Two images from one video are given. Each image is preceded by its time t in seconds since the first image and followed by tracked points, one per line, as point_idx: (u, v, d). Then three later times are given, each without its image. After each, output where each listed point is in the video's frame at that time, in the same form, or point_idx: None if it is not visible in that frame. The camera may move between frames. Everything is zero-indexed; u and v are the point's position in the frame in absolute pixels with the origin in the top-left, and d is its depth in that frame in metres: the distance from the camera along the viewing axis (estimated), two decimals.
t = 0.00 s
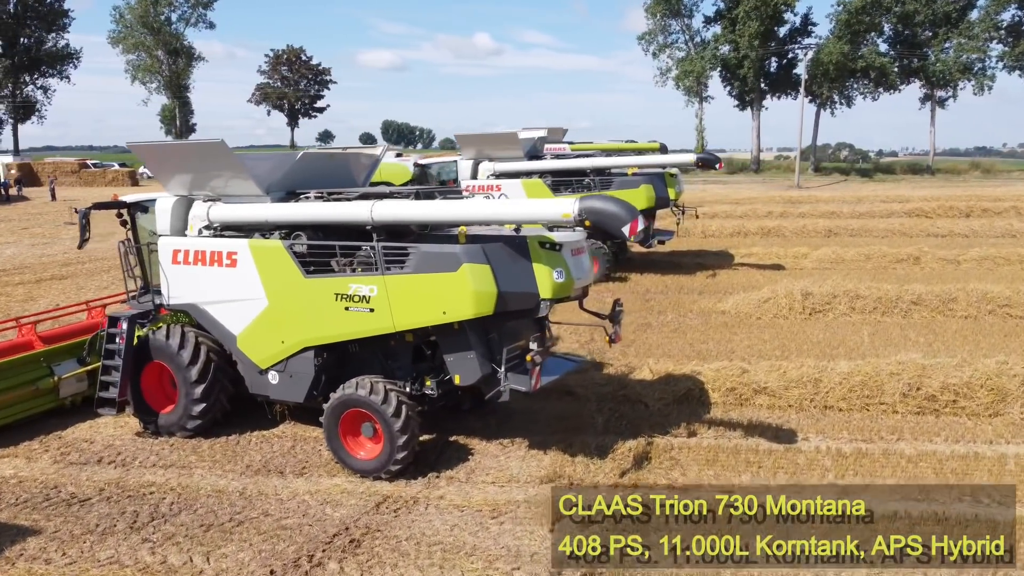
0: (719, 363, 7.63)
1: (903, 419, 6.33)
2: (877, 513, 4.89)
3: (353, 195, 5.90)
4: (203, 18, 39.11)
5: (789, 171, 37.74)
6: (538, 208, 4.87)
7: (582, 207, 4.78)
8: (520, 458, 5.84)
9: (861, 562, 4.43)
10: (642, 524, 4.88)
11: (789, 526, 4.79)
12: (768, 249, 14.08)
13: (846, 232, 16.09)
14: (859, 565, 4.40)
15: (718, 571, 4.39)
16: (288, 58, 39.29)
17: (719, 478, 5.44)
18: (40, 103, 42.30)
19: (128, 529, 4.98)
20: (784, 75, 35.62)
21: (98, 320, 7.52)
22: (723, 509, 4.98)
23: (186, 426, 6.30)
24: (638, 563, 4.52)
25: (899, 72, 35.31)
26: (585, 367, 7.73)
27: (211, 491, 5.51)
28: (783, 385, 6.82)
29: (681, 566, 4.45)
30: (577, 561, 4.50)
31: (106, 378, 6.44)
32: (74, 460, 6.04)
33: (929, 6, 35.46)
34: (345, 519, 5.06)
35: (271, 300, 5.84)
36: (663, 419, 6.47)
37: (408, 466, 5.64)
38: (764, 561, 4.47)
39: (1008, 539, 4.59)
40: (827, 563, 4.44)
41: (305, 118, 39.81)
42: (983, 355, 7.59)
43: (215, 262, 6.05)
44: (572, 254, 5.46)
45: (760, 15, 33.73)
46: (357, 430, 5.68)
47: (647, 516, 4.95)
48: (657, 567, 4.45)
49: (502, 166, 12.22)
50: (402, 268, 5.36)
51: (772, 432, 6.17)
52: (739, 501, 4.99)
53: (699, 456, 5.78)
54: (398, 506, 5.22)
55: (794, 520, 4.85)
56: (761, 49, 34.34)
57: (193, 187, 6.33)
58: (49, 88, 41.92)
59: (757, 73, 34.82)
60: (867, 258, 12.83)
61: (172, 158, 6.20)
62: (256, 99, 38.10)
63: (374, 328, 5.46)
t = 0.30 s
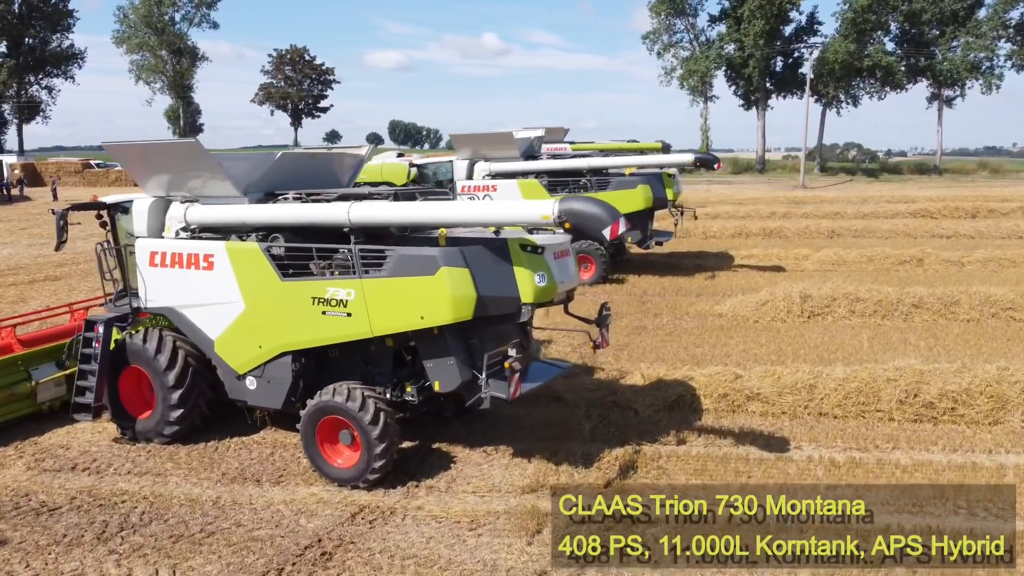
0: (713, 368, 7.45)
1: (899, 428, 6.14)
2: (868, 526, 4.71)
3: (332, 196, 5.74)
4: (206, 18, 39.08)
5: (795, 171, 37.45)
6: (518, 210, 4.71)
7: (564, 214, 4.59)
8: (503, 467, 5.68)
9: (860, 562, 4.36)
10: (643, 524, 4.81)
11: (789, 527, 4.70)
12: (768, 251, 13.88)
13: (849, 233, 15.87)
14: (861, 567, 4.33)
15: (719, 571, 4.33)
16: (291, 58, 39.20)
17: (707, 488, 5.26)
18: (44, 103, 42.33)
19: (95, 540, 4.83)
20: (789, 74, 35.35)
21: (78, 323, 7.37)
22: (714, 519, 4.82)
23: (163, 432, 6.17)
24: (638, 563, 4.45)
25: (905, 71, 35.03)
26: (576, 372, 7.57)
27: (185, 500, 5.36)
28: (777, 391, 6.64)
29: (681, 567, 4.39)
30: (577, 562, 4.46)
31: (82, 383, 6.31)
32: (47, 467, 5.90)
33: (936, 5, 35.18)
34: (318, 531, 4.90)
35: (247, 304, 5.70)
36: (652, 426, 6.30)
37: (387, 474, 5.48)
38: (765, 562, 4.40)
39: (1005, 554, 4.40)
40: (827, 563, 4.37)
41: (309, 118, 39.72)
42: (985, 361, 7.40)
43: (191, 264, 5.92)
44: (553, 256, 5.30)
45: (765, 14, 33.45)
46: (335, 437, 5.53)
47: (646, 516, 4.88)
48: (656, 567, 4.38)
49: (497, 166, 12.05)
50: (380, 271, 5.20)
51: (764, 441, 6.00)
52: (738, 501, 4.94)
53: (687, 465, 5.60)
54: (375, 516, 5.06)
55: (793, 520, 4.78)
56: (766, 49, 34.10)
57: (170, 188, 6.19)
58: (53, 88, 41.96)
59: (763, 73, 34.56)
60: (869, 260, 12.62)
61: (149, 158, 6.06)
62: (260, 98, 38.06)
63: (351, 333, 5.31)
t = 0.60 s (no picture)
0: (706, 373, 7.27)
1: (896, 437, 5.94)
2: (860, 541, 4.52)
3: (311, 197, 5.59)
4: (211, 18, 39.07)
5: (801, 171, 37.16)
6: (496, 212, 4.54)
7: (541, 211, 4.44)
8: (485, 476, 5.51)
9: None
10: (624, 540, 4.62)
11: (775, 544, 4.50)
12: (770, 252, 13.67)
13: (853, 234, 15.64)
14: None
15: None
16: (295, 58, 39.13)
17: (694, 499, 5.09)
18: (50, 103, 42.39)
19: (61, 552, 4.69)
20: (796, 73, 35.06)
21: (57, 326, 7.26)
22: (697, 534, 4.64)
23: (141, 438, 6.03)
24: None
25: (913, 70, 34.72)
26: (566, 377, 7.40)
27: (157, 509, 5.22)
28: (771, 398, 6.45)
29: None
30: None
31: (59, 388, 6.18)
32: (21, 474, 5.77)
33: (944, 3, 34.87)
34: (291, 542, 4.75)
35: (224, 308, 5.56)
36: (641, 434, 6.13)
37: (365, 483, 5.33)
38: None
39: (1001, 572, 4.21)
40: None
41: (313, 118, 39.66)
42: (986, 368, 7.19)
43: (168, 267, 5.78)
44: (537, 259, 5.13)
45: (771, 14, 33.13)
46: (312, 445, 5.38)
47: (628, 534, 4.68)
48: None
49: (494, 166, 11.91)
50: (356, 275, 5.05)
51: (755, 449, 5.82)
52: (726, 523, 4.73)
53: (675, 475, 5.42)
54: (350, 527, 4.90)
55: (781, 538, 4.57)
56: (772, 48, 33.87)
57: (149, 188, 6.06)
58: (59, 88, 42.02)
59: (769, 72, 34.31)
60: (872, 262, 12.40)
61: (127, 158, 5.93)
62: (264, 98, 38.04)
63: (329, 338, 5.16)
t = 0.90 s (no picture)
0: (701, 379, 7.09)
1: (894, 446, 5.75)
2: (852, 556, 4.35)
3: (289, 198, 5.44)
4: (216, 18, 39.06)
5: (807, 171, 36.86)
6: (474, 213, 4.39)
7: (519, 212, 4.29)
8: (468, 486, 5.35)
9: None
10: (607, 554, 4.46)
11: (763, 560, 4.32)
12: (772, 254, 13.47)
13: (858, 236, 15.41)
14: None
15: None
16: (300, 58, 39.06)
17: (682, 511, 4.92)
18: (56, 103, 42.46)
19: (27, 563, 4.56)
20: (803, 72, 34.77)
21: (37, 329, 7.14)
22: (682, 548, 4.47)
23: (118, 445, 5.89)
24: None
25: (921, 69, 34.40)
26: (557, 383, 7.23)
27: (130, 518, 5.08)
28: (765, 405, 6.27)
29: None
30: None
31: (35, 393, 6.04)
32: None
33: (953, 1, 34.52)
34: (264, 555, 4.61)
35: (201, 312, 5.41)
36: (631, 442, 5.96)
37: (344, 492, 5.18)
38: None
39: None
40: None
41: (317, 118, 39.61)
42: (990, 374, 6.99)
43: (145, 270, 5.64)
44: (518, 263, 4.97)
45: (778, 10, 33.02)
46: (289, 453, 5.23)
47: (611, 547, 4.52)
48: None
49: (490, 166, 11.76)
50: (333, 278, 4.89)
51: (747, 458, 5.64)
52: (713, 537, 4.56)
53: (663, 485, 5.25)
54: (325, 539, 4.76)
55: (769, 553, 4.39)
56: (779, 46, 33.61)
57: (126, 189, 5.93)
58: (65, 88, 42.09)
59: (775, 71, 34.03)
60: (876, 263, 12.19)
61: (102, 158, 5.80)
62: (268, 98, 37.98)
63: (305, 344, 5.02)
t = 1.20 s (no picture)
0: (697, 384, 6.91)
1: (894, 455, 5.57)
2: (846, 573, 4.17)
3: (269, 198, 5.30)
4: (222, 18, 39.07)
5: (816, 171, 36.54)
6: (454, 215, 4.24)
7: (500, 212, 4.14)
8: (452, 495, 5.19)
9: None
10: (591, 569, 4.29)
11: None
12: (776, 255, 13.26)
13: (865, 236, 15.18)
14: None
15: None
16: (306, 58, 38.99)
17: (671, 524, 4.75)
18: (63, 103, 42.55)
19: None
20: (812, 72, 34.48)
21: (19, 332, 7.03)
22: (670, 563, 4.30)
23: (97, 451, 5.77)
24: None
25: (931, 68, 34.07)
26: (550, 388, 7.06)
27: (104, 527, 4.94)
28: (762, 412, 6.09)
29: None
30: None
31: (14, 398, 5.93)
32: None
33: None
34: (237, 567, 4.46)
35: (179, 315, 5.28)
36: (622, 450, 5.79)
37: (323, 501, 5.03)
38: None
39: None
40: None
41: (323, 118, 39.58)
42: (995, 381, 6.78)
43: (124, 272, 5.51)
44: (502, 266, 4.81)
45: (788, 10, 32.57)
46: (268, 461, 5.09)
47: (595, 561, 4.35)
48: None
49: (489, 167, 11.61)
50: (311, 281, 4.74)
51: (741, 468, 5.46)
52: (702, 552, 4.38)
53: (653, 496, 5.08)
54: (301, 551, 4.61)
55: (760, 568, 4.22)
56: (787, 45, 33.36)
57: (106, 189, 5.78)
58: (73, 88, 42.18)
59: (783, 70, 33.73)
60: (882, 265, 11.97)
61: (79, 159, 5.64)
62: (274, 98, 37.93)
63: (283, 349, 4.87)
